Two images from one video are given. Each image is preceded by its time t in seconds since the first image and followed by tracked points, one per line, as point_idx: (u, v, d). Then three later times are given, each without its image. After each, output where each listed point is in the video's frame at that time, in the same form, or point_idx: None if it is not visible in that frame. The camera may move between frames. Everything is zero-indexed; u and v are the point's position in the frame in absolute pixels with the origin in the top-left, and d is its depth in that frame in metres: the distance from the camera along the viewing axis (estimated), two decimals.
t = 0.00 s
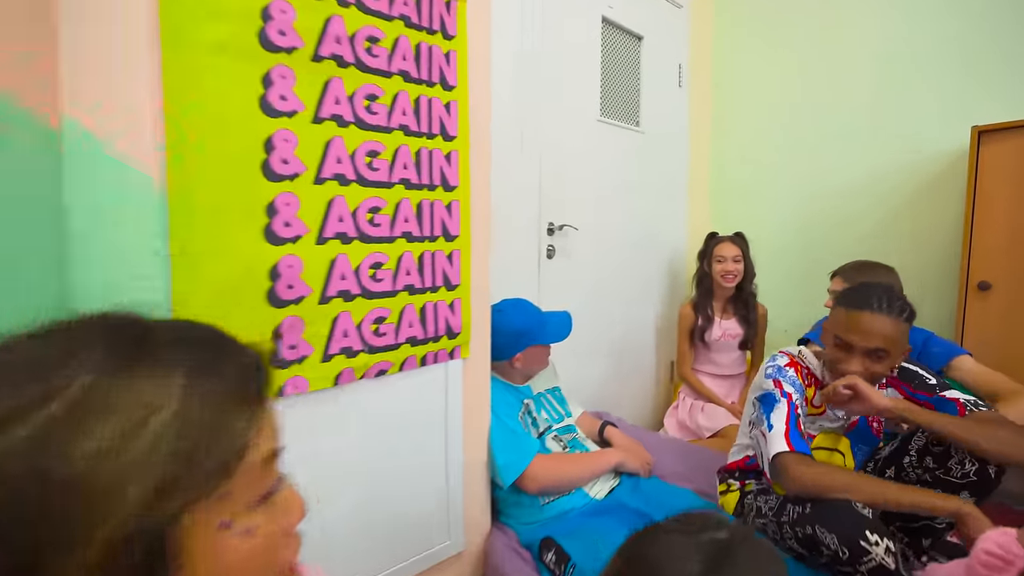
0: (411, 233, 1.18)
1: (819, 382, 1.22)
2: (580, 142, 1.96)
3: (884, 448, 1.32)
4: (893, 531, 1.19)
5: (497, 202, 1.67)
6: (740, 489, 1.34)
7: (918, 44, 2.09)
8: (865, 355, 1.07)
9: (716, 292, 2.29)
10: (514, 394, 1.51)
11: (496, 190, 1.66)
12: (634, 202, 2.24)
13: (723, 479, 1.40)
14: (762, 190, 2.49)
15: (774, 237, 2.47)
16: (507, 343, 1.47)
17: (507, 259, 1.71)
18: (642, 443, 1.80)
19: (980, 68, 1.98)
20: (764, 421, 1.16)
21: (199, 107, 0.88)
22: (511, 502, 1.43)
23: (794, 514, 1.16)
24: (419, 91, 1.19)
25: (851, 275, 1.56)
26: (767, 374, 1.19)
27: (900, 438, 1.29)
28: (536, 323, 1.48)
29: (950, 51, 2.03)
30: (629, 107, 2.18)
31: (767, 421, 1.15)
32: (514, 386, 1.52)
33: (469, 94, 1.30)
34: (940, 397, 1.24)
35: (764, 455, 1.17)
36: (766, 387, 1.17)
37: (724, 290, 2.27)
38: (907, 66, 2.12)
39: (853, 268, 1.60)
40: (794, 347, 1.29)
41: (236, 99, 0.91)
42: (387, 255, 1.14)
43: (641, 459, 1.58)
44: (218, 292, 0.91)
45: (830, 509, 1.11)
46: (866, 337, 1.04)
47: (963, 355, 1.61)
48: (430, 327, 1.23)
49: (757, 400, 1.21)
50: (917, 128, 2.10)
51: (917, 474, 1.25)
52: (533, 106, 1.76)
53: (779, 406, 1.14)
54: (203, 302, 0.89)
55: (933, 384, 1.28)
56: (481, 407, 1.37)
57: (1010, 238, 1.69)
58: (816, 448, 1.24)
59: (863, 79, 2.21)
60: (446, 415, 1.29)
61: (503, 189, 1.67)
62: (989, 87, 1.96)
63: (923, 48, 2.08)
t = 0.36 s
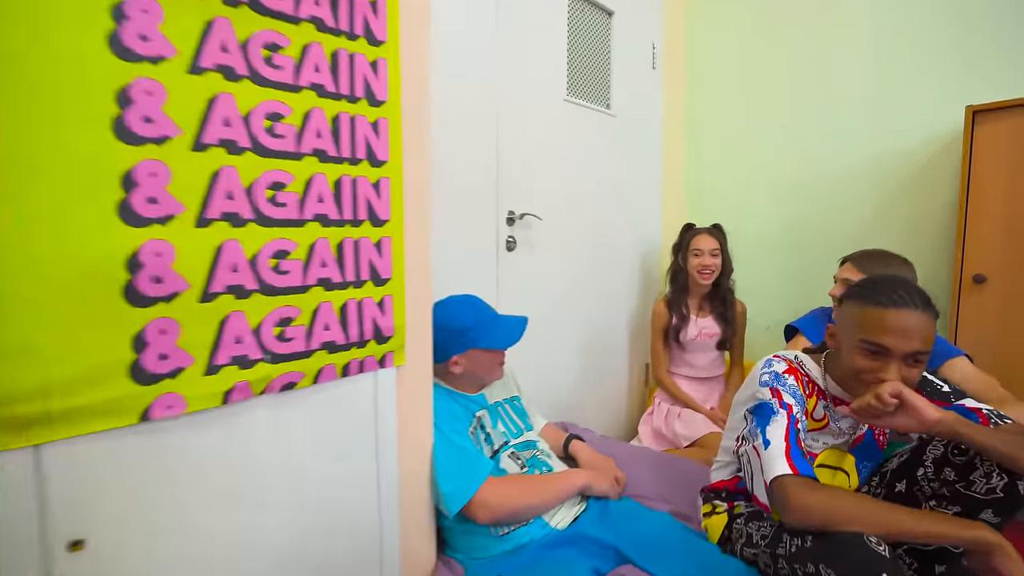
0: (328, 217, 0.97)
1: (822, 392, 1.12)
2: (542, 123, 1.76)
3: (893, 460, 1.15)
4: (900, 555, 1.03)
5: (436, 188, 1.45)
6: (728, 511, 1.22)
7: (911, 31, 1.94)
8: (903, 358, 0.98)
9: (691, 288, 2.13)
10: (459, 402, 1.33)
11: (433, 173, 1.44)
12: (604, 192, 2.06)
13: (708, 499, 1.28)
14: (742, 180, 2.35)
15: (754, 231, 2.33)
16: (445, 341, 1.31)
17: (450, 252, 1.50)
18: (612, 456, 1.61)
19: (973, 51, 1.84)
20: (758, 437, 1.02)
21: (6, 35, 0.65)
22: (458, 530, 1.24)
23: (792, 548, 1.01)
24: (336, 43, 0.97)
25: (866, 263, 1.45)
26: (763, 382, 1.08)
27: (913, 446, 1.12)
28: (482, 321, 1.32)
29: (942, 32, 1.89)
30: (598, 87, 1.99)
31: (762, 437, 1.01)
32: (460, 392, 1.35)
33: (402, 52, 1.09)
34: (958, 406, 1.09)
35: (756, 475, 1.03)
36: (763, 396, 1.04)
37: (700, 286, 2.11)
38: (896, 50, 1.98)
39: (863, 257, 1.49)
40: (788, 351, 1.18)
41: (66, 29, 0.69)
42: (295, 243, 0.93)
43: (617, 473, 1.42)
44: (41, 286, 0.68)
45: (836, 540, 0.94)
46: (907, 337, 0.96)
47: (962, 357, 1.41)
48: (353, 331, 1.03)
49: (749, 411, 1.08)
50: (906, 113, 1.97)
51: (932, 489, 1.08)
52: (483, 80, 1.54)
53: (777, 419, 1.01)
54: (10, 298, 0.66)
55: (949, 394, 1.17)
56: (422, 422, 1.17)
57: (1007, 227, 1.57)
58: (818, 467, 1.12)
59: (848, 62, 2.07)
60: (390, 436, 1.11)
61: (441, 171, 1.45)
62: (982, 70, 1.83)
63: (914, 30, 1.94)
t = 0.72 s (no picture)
0: (230, 197, 0.81)
1: (821, 400, 1.00)
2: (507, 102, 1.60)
3: (903, 479, 1.03)
4: None
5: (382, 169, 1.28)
6: (714, 538, 1.10)
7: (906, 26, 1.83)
8: (915, 360, 0.85)
9: (670, 287, 1.99)
10: (405, 416, 1.17)
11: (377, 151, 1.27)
12: (578, 182, 1.90)
13: (693, 523, 1.16)
14: (725, 172, 2.22)
15: (737, 225, 2.20)
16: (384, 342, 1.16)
17: (400, 242, 1.33)
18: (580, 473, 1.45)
19: (967, 32, 1.73)
20: (752, 456, 0.88)
21: None
22: (404, 565, 1.07)
23: None
24: None
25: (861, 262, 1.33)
26: (756, 392, 0.96)
27: (926, 463, 1.02)
28: (428, 321, 1.17)
29: (935, 13, 1.78)
30: (572, 65, 1.84)
31: (757, 456, 0.88)
32: (415, 404, 1.21)
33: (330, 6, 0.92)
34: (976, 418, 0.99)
35: (749, 501, 0.89)
36: (756, 407, 0.93)
37: (679, 282, 1.97)
38: (886, 31, 1.86)
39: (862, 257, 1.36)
40: (780, 356, 1.06)
41: None
42: (185, 225, 0.76)
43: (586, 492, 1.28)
44: None
45: None
46: (917, 335, 0.84)
47: (970, 360, 1.28)
48: (267, 333, 0.86)
49: (740, 425, 0.95)
50: (896, 101, 1.86)
51: (950, 513, 0.95)
52: (438, 48, 1.38)
53: (774, 434, 0.88)
54: None
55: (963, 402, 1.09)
56: (364, 438, 1.03)
57: (1011, 221, 1.46)
58: (817, 486, 1.01)
59: (837, 46, 1.95)
60: (319, 461, 0.96)
61: (387, 151, 1.27)
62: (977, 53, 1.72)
63: (905, 10, 1.83)
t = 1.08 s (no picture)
0: (124, 179, 0.69)
1: (809, 411, 0.93)
2: (476, 87, 1.48)
3: (906, 499, 0.95)
4: None
5: (333, 156, 1.16)
6: (696, 564, 1.02)
7: None
8: (909, 357, 0.77)
9: (650, 287, 1.88)
10: (356, 432, 1.06)
11: (325, 137, 1.15)
12: (555, 176, 1.79)
13: (673, 546, 1.07)
14: (712, 167, 2.12)
15: (724, 223, 2.11)
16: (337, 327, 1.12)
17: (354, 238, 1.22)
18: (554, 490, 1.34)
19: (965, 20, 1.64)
20: (732, 481, 0.80)
21: None
22: None
23: None
24: None
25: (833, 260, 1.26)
26: (736, 406, 0.87)
27: (932, 483, 0.94)
28: (364, 313, 1.07)
29: (936, 13, 1.68)
30: (548, 51, 1.73)
31: (738, 481, 0.79)
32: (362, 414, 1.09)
33: None
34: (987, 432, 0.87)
35: (729, 531, 0.80)
36: (738, 424, 0.85)
37: (663, 282, 1.86)
38: (886, 30, 1.76)
39: (824, 255, 1.29)
40: (765, 364, 0.97)
41: None
42: (62, 212, 0.64)
43: (555, 513, 1.18)
44: None
45: None
46: (910, 327, 0.76)
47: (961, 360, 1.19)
48: (175, 339, 0.75)
49: (720, 442, 0.86)
50: (889, 92, 1.77)
51: (959, 539, 0.86)
52: (395, 26, 1.26)
53: (756, 455, 0.79)
54: None
55: (972, 415, 0.99)
56: (301, 456, 0.93)
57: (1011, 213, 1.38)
58: (807, 506, 0.93)
59: (829, 33, 1.85)
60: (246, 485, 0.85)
61: (336, 137, 1.16)
62: (977, 41, 1.63)
63: (905, 9, 1.73)
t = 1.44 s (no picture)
0: (16, 146, 0.61)
1: (793, 405, 0.87)
2: (447, 69, 1.41)
3: (896, 499, 0.89)
4: None
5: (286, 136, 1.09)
6: (673, 569, 0.95)
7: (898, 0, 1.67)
8: (891, 341, 0.72)
9: (632, 279, 1.82)
10: (308, 431, 0.98)
11: (279, 116, 1.08)
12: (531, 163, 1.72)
13: (649, 551, 1.00)
14: (696, 158, 2.07)
15: (708, 215, 2.05)
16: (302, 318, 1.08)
17: (312, 224, 1.14)
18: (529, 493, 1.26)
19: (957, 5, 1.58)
20: (709, 481, 0.73)
21: None
22: None
23: None
24: None
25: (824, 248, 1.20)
26: (715, 400, 0.80)
27: (924, 480, 0.88)
28: (316, 298, 1.01)
29: (935, 12, 1.62)
30: (525, 34, 1.66)
31: (715, 482, 0.72)
32: (315, 412, 1.01)
33: None
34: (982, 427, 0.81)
35: (706, 535, 0.73)
36: (717, 419, 0.78)
37: (643, 275, 1.80)
38: (886, 31, 1.69)
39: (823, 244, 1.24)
40: (748, 355, 0.91)
41: None
42: None
43: (528, 514, 1.12)
44: None
45: None
46: (890, 308, 0.72)
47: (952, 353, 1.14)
48: (84, 326, 0.68)
49: (698, 439, 0.80)
50: (877, 79, 1.72)
51: (952, 541, 0.80)
52: (356, 0, 1.18)
53: (735, 453, 0.73)
54: None
55: (966, 410, 0.91)
56: (242, 459, 0.86)
57: (1000, 202, 1.33)
58: (790, 507, 0.88)
59: (815, 20, 1.80)
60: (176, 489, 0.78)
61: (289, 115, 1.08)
62: (969, 26, 1.57)
63: (905, 9, 1.66)
